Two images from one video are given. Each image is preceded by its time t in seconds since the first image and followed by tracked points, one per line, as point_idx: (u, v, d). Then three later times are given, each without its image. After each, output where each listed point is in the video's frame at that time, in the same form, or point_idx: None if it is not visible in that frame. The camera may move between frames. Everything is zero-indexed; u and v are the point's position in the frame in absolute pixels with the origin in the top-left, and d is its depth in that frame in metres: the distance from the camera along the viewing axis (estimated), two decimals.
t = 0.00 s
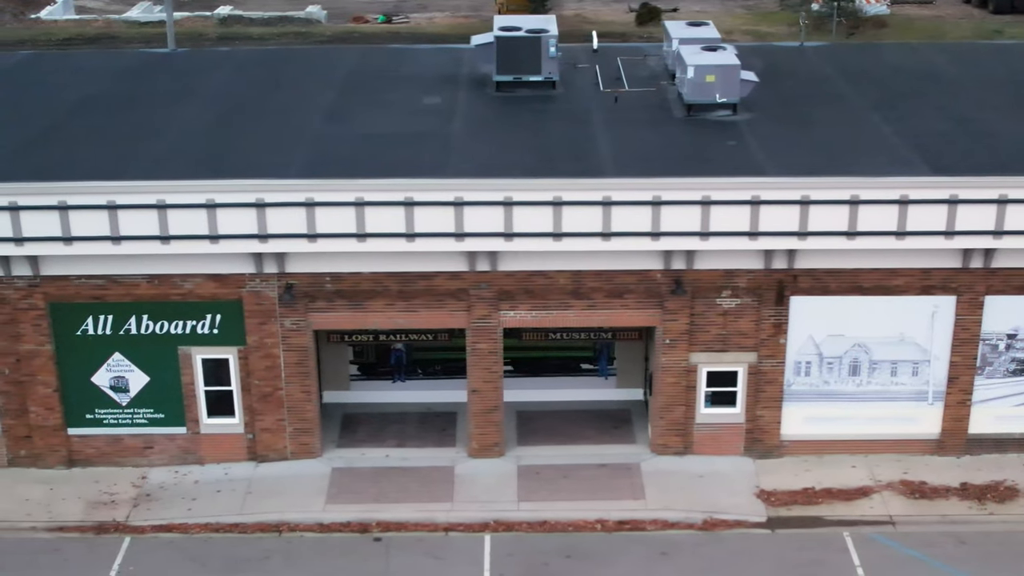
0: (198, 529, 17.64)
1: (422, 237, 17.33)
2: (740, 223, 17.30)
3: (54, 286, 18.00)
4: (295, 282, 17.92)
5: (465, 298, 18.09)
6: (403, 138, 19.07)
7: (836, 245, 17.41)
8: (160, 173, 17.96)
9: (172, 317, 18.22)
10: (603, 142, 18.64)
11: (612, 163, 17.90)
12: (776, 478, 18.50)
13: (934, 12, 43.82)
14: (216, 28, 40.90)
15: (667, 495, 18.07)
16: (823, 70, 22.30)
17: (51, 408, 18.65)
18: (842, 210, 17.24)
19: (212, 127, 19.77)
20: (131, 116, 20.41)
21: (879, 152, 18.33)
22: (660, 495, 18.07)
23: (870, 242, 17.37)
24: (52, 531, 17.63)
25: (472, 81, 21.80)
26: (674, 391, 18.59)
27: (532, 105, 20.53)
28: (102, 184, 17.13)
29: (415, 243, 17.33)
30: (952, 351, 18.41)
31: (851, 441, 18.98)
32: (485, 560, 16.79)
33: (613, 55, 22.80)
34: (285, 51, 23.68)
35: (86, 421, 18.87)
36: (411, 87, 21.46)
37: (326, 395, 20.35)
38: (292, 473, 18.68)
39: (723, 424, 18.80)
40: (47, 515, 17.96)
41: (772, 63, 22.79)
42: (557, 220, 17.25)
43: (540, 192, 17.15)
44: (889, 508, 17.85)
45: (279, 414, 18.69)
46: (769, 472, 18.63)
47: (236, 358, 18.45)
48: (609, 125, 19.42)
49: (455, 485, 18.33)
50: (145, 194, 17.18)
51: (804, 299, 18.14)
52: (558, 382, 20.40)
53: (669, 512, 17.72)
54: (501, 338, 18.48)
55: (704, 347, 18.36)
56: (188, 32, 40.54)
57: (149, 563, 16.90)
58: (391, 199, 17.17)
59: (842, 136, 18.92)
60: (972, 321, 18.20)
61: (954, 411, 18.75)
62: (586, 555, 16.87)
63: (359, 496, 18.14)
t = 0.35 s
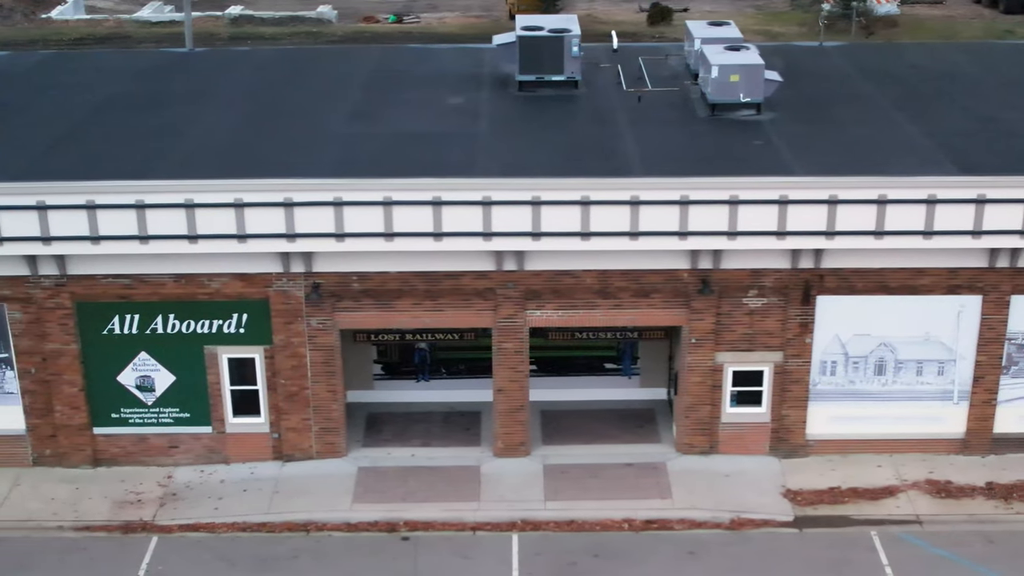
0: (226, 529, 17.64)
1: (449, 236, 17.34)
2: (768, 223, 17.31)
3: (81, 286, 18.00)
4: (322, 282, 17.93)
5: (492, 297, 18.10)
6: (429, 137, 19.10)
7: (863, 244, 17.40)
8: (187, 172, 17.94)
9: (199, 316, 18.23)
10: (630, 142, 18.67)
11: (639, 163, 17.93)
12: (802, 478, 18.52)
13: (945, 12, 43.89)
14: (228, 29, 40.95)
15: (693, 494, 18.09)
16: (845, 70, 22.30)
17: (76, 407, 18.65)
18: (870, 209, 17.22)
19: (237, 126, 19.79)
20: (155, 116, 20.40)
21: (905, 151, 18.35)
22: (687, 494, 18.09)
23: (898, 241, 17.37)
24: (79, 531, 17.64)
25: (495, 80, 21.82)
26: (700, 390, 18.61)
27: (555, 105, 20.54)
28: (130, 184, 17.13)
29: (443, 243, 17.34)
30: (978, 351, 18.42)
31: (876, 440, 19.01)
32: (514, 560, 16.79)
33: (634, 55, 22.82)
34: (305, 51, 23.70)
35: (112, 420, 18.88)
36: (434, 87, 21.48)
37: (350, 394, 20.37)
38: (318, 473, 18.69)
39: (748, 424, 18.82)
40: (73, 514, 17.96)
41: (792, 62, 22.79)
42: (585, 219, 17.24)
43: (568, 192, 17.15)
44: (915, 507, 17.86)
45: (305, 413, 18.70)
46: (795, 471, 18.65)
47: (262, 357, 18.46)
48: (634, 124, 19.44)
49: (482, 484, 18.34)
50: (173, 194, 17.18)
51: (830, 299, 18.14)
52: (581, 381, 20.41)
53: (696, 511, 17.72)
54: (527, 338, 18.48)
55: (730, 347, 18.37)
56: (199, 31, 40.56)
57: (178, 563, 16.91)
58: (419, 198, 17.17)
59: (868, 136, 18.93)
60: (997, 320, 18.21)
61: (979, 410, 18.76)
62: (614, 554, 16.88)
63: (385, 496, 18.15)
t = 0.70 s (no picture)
0: (253, 528, 17.63)
1: (477, 236, 17.37)
2: (796, 222, 17.33)
3: (108, 286, 18.01)
4: (349, 281, 17.94)
5: (518, 297, 18.11)
6: (455, 137, 19.13)
7: (891, 243, 17.41)
8: (214, 172, 17.94)
9: (226, 316, 18.26)
10: (656, 141, 18.70)
11: (667, 163, 17.96)
12: (828, 477, 18.53)
13: (956, 12, 43.96)
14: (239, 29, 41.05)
15: (720, 493, 18.10)
16: (867, 69, 22.30)
17: (102, 407, 18.67)
18: (898, 209, 17.22)
19: (262, 126, 19.81)
20: (179, 115, 20.42)
21: (931, 151, 18.36)
22: (713, 493, 18.10)
23: (925, 241, 17.40)
24: (107, 530, 17.64)
25: (517, 80, 21.84)
26: (726, 389, 18.64)
27: (579, 104, 20.56)
28: (158, 183, 17.14)
29: (471, 242, 17.37)
30: (1004, 351, 18.43)
31: (902, 439, 19.04)
32: (543, 559, 16.78)
33: (655, 55, 22.85)
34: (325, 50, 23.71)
35: (137, 420, 18.91)
36: (457, 87, 21.50)
37: (375, 394, 20.42)
38: (344, 472, 18.70)
39: (774, 423, 18.84)
40: (100, 513, 17.97)
41: (813, 62, 22.79)
42: (613, 219, 17.26)
43: (596, 191, 17.15)
44: (942, 506, 17.85)
45: (331, 412, 18.73)
46: (820, 471, 18.66)
47: (289, 357, 18.49)
48: (659, 124, 19.47)
49: (508, 484, 18.35)
50: (202, 193, 17.20)
51: (857, 298, 18.15)
52: (605, 381, 20.43)
53: (723, 511, 17.73)
54: (553, 337, 18.51)
55: (756, 346, 18.39)
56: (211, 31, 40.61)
57: (206, 562, 16.90)
58: (447, 198, 17.19)
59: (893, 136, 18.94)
60: None
61: (1005, 409, 18.76)
62: (643, 553, 16.88)
63: (412, 495, 18.15)
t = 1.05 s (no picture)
0: (281, 528, 17.62)
1: (505, 236, 17.37)
2: (824, 222, 17.33)
3: (135, 285, 18.00)
4: (376, 281, 17.95)
5: (545, 297, 18.12)
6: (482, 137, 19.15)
7: (918, 243, 17.43)
8: (243, 171, 17.95)
9: (253, 316, 18.27)
10: (682, 142, 18.73)
11: (695, 162, 17.99)
12: (854, 477, 18.54)
13: (967, 12, 44.00)
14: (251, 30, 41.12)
15: (747, 493, 18.11)
16: (888, 69, 22.31)
17: (128, 407, 18.67)
18: (926, 208, 17.23)
19: (289, 125, 19.84)
20: (204, 115, 20.43)
21: (958, 151, 18.37)
22: (740, 493, 18.11)
23: (952, 241, 17.41)
24: (134, 530, 17.63)
25: (540, 80, 21.87)
26: (752, 389, 18.65)
27: (602, 104, 20.58)
28: (187, 183, 17.14)
29: (499, 242, 17.38)
30: None
31: (927, 439, 19.06)
32: (572, 558, 16.78)
33: (677, 55, 22.88)
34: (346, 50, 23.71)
35: (163, 420, 18.92)
36: (480, 87, 21.52)
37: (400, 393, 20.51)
38: (370, 472, 18.71)
39: (799, 423, 18.85)
40: (127, 513, 17.96)
41: (835, 62, 22.80)
42: (641, 219, 17.27)
43: (626, 191, 17.15)
44: (969, 506, 17.85)
45: (357, 412, 18.75)
46: (846, 470, 18.68)
47: (315, 356, 18.50)
48: (684, 124, 19.48)
49: (535, 484, 18.36)
50: (230, 193, 17.19)
51: (884, 298, 18.15)
52: (630, 381, 20.49)
53: (750, 510, 17.73)
54: (580, 337, 18.52)
55: (783, 347, 18.40)
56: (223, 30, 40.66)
57: (234, 562, 16.88)
58: (476, 198, 17.20)
59: (919, 136, 18.95)
60: None
61: None
62: (671, 553, 16.87)
63: (439, 495, 18.16)
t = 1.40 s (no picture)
0: (308, 528, 17.59)
1: (533, 236, 17.34)
2: (852, 222, 17.30)
3: (162, 286, 18.00)
4: (404, 282, 17.94)
5: (573, 297, 18.11)
6: (508, 138, 19.15)
7: (946, 243, 17.43)
8: (270, 172, 17.93)
9: (280, 316, 18.27)
10: (709, 142, 18.73)
11: (723, 163, 17.98)
12: (880, 477, 18.53)
13: (978, 12, 44.03)
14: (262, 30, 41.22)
15: (774, 493, 18.11)
16: (910, 69, 22.31)
17: (154, 407, 18.66)
18: (954, 208, 17.23)
19: (314, 126, 19.83)
20: (231, 115, 20.43)
21: (985, 152, 18.37)
22: (768, 493, 18.11)
23: (980, 241, 17.39)
24: (161, 530, 17.60)
25: (562, 80, 21.87)
26: (779, 389, 18.66)
27: (626, 104, 20.58)
28: (216, 183, 17.14)
29: (527, 242, 17.35)
30: None
31: (953, 439, 19.07)
32: (601, 558, 16.75)
33: (699, 55, 22.92)
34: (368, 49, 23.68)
35: (189, 420, 18.91)
36: (504, 87, 21.51)
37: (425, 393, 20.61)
38: (397, 472, 18.71)
39: (825, 424, 18.86)
40: (154, 514, 17.94)
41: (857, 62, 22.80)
42: (670, 219, 17.27)
43: (654, 191, 17.15)
44: (996, 506, 17.81)
45: (384, 413, 18.75)
46: (873, 471, 18.67)
47: (342, 357, 18.50)
48: (709, 124, 19.49)
49: (561, 484, 18.35)
50: (259, 193, 17.17)
51: (911, 298, 18.15)
52: (654, 381, 20.59)
53: (778, 510, 17.72)
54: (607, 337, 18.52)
55: (809, 347, 18.40)
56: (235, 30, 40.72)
57: (263, 562, 16.85)
58: (505, 198, 17.18)
59: (945, 137, 18.95)
60: None
61: None
62: (700, 553, 16.84)
63: (466, 495, 18.15)
